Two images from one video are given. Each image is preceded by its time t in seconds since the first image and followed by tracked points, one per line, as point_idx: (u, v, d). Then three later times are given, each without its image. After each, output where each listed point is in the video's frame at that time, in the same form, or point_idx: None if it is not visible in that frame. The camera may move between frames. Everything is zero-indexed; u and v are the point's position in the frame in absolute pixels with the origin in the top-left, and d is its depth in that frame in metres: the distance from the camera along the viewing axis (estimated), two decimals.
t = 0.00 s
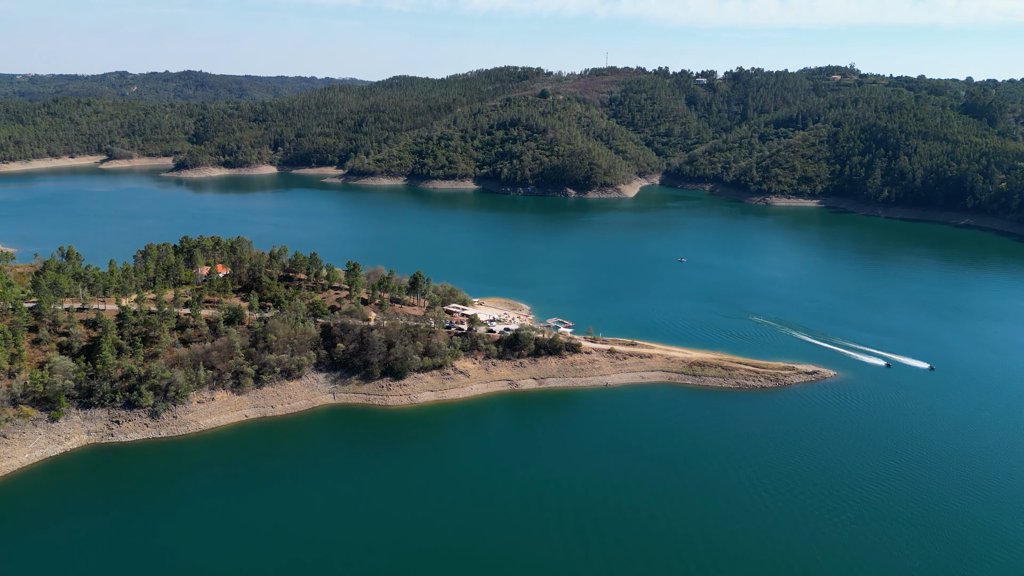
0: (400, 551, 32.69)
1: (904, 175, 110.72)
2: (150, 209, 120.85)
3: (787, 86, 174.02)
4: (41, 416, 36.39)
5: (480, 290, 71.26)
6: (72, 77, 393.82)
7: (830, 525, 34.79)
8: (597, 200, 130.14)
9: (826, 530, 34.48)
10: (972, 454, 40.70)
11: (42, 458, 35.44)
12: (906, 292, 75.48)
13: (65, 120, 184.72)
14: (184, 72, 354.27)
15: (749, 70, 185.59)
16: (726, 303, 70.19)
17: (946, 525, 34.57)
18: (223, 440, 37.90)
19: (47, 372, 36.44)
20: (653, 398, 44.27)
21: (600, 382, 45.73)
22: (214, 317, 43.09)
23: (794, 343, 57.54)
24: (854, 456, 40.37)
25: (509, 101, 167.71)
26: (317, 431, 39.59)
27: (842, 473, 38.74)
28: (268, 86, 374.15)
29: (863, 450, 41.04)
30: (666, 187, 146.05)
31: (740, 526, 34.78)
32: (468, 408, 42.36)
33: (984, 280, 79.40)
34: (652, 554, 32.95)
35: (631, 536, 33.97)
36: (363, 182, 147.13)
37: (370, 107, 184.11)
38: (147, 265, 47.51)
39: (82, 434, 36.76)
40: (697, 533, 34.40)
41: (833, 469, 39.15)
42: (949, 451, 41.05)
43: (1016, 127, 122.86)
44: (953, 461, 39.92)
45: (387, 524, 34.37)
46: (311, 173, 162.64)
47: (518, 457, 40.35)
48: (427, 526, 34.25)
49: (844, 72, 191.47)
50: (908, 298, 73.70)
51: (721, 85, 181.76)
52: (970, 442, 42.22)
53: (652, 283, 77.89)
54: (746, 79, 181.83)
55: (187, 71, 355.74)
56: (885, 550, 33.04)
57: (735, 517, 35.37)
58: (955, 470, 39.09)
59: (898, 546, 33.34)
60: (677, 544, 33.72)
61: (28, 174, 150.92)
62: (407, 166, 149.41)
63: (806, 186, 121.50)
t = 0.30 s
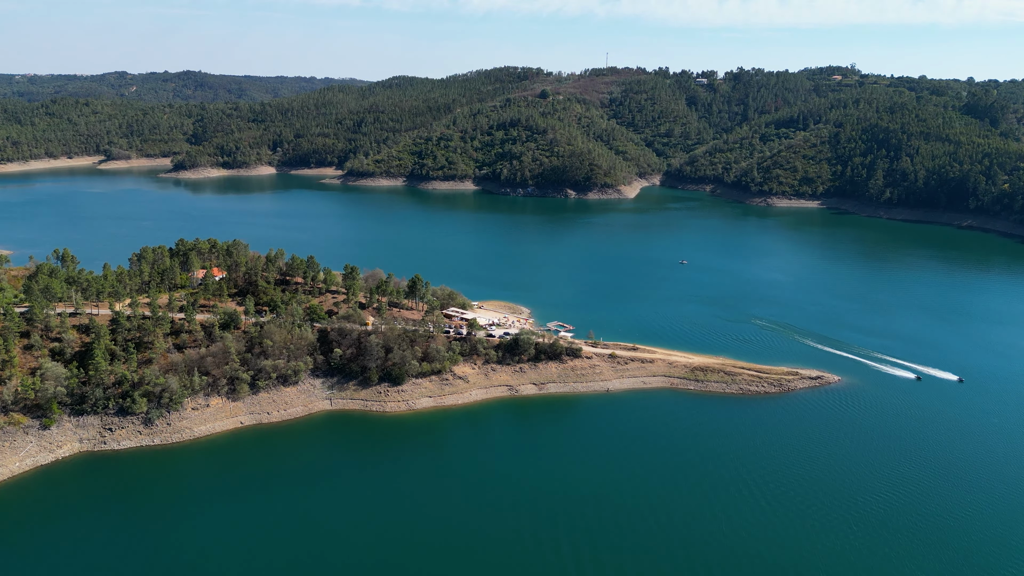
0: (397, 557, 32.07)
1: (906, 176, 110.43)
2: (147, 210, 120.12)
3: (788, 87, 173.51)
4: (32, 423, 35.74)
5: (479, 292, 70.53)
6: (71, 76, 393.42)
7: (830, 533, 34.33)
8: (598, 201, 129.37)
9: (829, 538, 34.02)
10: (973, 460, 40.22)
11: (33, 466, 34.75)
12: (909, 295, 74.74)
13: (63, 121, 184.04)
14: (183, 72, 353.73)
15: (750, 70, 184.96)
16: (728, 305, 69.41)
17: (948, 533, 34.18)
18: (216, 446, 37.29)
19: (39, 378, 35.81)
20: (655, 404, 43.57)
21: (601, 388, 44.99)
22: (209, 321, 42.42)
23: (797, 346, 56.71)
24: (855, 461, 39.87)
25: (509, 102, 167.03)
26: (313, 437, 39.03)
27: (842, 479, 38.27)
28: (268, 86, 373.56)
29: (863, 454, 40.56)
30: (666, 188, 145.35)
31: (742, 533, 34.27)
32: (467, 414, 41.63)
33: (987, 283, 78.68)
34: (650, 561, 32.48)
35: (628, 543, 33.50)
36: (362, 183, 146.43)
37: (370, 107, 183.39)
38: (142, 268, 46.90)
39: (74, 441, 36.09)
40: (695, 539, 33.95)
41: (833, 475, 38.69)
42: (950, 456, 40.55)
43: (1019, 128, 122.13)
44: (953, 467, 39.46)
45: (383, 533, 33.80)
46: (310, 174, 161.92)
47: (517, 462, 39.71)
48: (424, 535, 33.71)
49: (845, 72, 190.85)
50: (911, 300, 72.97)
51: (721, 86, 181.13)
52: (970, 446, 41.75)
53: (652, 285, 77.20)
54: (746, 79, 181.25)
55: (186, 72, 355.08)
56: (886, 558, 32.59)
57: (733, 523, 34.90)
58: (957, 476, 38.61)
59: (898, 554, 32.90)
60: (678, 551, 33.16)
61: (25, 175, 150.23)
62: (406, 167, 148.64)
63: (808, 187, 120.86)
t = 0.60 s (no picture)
0: None
1: (908, 177, 109.80)
2: (145, 211, 119.40)
3: (788, 87, 173.00)
4: (23, 431, 35.08)
5: (478, 294, 69.84)
6: (70, 77, 392.76)
7: (824, 546, 34.11)
8: (598, 202, 128.83)
9: (830, 555, 33.52)
10: (973, 464, 39.74)
11: (23, 475, 34.07)
12: (911, 297, 74.16)
13: (61, 121, 183.32)
14: (183, 72, 353.14)
15: (750, 71, 184.41)
16: (730, 307, 68.75)
17: (951, 548, 33.65)
18: (211, 455, 36.57)
19: (30, 385, 35.15)
20: (657, 410, 42.95)
21: (602, 393, 44.35)
22: (205, 326, 41.78)
23: (801, 349, 55.97)
24: (852, 469, 39.56)
25: (509, 102, 166.45)
26: (309, 444, 38.28)
27: (838, 489, 37.97)
28: (267, 86, 372.87)
29: (861, 462, 40.21)
30: (666, 189, 144.82)
31: (742, 550, 33.80)
32: (466, 420, 41.01)
33: (990, 285, 78.15)
34: None
35: (620, 557, 33.26)
36: (361, 184, 145.81)
37: (369, 108, 182.82)
38: (137, 272, 46.29)
39: (66, 449, 35.43)
40: (689, 555, 33.66)
41: (829, 484, 38.42)
42: (950, 461, 40.05)
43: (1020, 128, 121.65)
44: (952, 472, 39.03)
45: (380, 554, 33.43)
46: (309, 175, 161.32)
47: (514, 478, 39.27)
48: (421, 556, 33.32)
49: (845, 72, 190.39)
50: (914, 302, 72.42)
51: (722, 86, 180.58)
52: (975, 451, 41.07)
53: (653, 287, 76.55)
54: (747, 80, 180.78)
55: (186, 72, 354.49)
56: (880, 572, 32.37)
57: (727, 536, 34.69)
58: (955, 483, 38.19)
59: (893, 568, 32.65)
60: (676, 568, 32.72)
61: (23, 176, 149.43)
62: (405, 167, 147.99)
63: (809, 188, 120.21)
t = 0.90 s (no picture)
0: None
1: (910, 178, 109.13)
2: (143, 212, 118.70)
3: (789, 87, 172.41)
4: (14, 438, 34.44)
5: (478, 296, 69.14)
6: (69, 76, 392.10)
7: (825, 556, 33.54)
8: (598, 203, 128.15)
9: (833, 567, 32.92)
10: (977, 471, 39.04)
11: (14, 484, 33.46)
12: (915, 299, 73.45)
13: (59, 122, 182.61)
14: (183, 72, 352.48)
15: (751, 71, 183.87)
16: (732, 309, 68.03)
17: (957, 562, 33.03)
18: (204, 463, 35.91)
19: (21, 392, 34.48)
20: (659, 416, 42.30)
21: (603, 399, 43.67)
22: (199, 331, 41.09)
23: (805, 353, 55.22)
24: (854, 477, 38.96)
25: (509, 102, 165.79)
26: (305, 452, 37.63)
27: (840, 498, 37.39)
28: (266, 87, 372.18)
29: (864, 469, 39.55)
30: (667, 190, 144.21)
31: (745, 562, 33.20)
32: (465, 427, 40.39)
33: (994, 287, 77.47)
34: None
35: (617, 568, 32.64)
36: (360, 184, 145.14)
37: (368, 108, 182.19)
38: (131, 275, 45.63)
39: (57, 457, 34.79)
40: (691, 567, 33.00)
41: (831, 492, 37.83)
42: (956, 470, 39.32)
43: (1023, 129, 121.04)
44: (957, 481, 38.36)
45: (376, 563, 32.76)
46: (308, 176, 160.67)
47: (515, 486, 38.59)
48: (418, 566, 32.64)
49: (846, 73, 189.84)
50: (918, 305, 71.70)
51: (722, 86, 179.99)
52: (982, 458, 40.31)
53: (654, 289, 75.85)
54: (748, 80, 180.17)
55: (185, 72, 353.78)
56: None
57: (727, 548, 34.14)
58: (959, 492, 37.49)
59: None
60: None
61: (21, 177, 148.76)
62: (404, 168, 147.28)
63: (810, 189, 119.56)
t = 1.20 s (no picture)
0: None
1: (912, 179, 108.44)
2: (141, 213, 118.03)
3: (790, 88, 171.83)
4: (4, 446, 33.79)
5: (477, 299, 68.39)
6: (68, 76, 391.35)
7: (829, 566, 32.91)
8: (598, 204, 127.55)
9: None
10: (984, 479, 38.37)
11: (4, 492, 32.81)
12: (917, 302, 72.77)
13: (58, 122, 181.85)
14: (182, 72, 351.68)
15: (751, 71, 183.24)
16: (733, 311, 67.31)
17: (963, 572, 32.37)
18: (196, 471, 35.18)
19: (12, 399, 33.87)
20: (661, 422, 41.68)
21: (604, 404, 43.05)
22: (194, 336, 40.45)
23: (808, 357, 54.49)
24: (860, 484, 38.37)
25: (508, 103, 165.18)
26: (299, 459, 36.93)
27: (845, 505, 36.78)
28: (265, 87, 371.27)
29: (869, 476, 38.93)
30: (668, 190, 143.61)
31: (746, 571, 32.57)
32: (464, 433, 39.74)
33: (997, 288, 76.83)
34: None
35: None
36: (360, 185, 144.48)
37: (368, 108, 181.50)
38: (125, 278, 45.03)
39: (48, 465, 34.15)
40: None
41: (836, 500, 37.21)
42: (962, 478, 38.61)
43: None
44: (964, 488, 37.77)
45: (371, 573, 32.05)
46: (307, 176, 159.97)
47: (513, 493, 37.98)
48: None
49: (847, 73, 189.27)
50: (921, 307, 71.00)
51: (723, 86, 179.30)
52: (990, 465, 39.56)
53: (655, 290, 75.14)
54: (748, 81, 179.56)
55: (184, 72, 352.99)
56: None
57: (731, 557, 33.47)
58: (965, 499, 36.93)
59: None
60: None
61: (18, 177, 148.03)
62: (403, 168, 146.51)
63: (812, 190, 118.90)
